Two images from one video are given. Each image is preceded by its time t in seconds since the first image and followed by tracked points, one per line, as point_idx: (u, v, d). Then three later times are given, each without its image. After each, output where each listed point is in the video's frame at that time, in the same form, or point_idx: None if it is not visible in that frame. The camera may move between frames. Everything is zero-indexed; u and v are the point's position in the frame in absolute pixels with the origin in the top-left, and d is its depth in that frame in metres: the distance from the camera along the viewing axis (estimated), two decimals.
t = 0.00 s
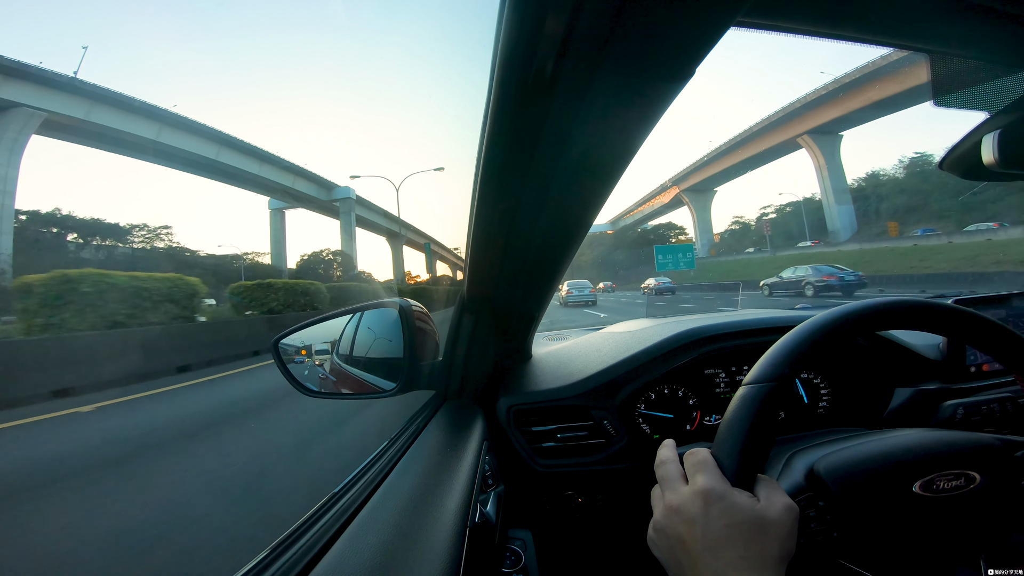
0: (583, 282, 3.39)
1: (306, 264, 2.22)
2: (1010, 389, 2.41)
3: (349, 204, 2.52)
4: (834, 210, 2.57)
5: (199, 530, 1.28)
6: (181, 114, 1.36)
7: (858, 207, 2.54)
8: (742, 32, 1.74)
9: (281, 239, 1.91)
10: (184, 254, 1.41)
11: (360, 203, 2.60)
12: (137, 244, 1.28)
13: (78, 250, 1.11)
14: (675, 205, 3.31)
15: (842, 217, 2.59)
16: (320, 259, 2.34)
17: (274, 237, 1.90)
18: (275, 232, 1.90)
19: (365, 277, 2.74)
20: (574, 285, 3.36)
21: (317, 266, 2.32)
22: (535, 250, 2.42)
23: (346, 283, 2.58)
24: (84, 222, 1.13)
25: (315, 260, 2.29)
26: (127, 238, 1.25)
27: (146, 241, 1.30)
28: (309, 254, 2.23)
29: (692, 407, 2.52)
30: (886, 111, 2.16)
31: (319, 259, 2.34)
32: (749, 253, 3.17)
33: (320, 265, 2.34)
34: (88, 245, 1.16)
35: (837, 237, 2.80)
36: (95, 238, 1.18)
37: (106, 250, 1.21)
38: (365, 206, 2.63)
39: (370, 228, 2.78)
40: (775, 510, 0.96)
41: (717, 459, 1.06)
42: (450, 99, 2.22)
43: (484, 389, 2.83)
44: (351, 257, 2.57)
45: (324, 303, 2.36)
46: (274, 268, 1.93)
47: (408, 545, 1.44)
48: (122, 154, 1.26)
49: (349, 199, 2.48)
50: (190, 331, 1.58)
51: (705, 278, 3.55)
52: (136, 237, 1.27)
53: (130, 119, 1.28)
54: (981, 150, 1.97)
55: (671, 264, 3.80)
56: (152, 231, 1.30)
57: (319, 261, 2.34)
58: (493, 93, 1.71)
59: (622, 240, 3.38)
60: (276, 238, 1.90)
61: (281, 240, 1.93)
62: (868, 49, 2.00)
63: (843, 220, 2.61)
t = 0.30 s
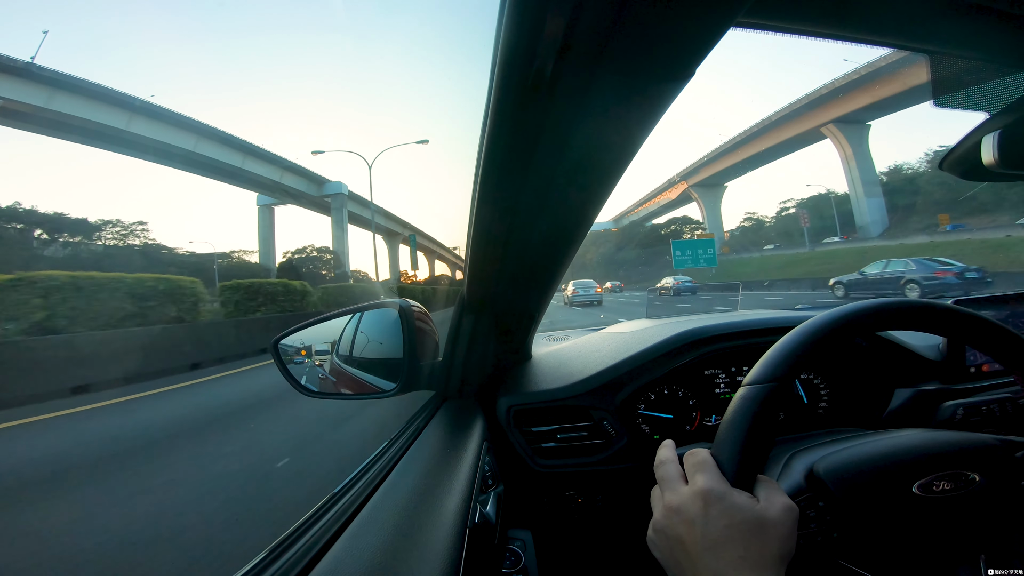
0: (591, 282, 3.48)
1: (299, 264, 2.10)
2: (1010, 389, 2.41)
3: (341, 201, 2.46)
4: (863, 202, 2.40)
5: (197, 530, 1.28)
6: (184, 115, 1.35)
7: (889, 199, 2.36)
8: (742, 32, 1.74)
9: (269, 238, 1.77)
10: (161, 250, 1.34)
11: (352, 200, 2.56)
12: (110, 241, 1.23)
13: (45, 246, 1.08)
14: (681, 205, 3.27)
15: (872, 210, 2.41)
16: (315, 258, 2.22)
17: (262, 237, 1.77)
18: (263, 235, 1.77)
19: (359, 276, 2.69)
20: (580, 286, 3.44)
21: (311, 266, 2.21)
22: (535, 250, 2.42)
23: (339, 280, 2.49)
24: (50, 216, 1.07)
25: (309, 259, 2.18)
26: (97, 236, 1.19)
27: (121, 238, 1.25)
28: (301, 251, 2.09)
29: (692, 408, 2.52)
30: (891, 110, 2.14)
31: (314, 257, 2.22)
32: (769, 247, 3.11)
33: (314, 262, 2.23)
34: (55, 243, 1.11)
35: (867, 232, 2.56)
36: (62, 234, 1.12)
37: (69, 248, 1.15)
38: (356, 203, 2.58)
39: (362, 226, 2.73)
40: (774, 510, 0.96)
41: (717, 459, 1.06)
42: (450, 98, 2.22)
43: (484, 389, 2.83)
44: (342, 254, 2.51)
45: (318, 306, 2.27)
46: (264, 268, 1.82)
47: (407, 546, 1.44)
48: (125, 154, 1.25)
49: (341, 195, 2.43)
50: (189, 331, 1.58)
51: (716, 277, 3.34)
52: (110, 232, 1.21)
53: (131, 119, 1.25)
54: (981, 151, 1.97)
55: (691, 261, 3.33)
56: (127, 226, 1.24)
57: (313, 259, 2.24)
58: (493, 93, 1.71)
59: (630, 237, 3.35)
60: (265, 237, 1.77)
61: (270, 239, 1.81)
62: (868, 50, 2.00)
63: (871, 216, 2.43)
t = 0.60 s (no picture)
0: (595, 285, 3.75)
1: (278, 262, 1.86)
2: (1009, 388, 2.42)
3: (334, 196, 2.24)
4: (897, 197, 2.32)
5: (198, 530, 1.28)
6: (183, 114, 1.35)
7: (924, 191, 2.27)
8: (743, 32, 1.74)
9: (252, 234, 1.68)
10: (135, 250, 1.28)
11: (346, 195, 2.31)
12: (78, 237, 1.18)
13: (6, 244, 0.99)
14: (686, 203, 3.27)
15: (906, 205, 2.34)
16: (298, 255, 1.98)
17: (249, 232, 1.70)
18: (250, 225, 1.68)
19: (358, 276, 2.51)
20: (583, 285, 3.54)
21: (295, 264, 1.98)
22: (535, 249, 2.42)
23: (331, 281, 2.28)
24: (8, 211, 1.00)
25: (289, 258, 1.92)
26: (65, 229, 1.15)
27: (92, 235, 1.20)
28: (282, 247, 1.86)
29: (692, 407, 2.52)
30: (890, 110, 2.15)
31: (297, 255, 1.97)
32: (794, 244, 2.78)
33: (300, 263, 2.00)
34: (17, 240, 1.03)
35: (902, 228, 2.47)
36: (23, 231, 1.05)
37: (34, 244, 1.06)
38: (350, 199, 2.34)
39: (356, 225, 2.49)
40: (774, 509, 0.96)
41: (717, 458, 1.06)
42: (450, 97, 2.22)
43: (484, 389, 2.83)
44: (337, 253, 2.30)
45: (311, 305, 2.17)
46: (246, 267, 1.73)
47: (408, 546, 1.44)
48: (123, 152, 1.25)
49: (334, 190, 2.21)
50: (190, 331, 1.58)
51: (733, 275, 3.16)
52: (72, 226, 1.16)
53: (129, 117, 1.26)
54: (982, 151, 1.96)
55: (715, 259, 3.21)
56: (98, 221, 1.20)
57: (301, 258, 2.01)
58: (493, 92, 1.70)
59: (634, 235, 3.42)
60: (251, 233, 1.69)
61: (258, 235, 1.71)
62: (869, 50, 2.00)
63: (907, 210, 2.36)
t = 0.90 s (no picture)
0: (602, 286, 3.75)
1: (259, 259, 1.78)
2: (1008, 388, 2.43)
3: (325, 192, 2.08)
4: (937, 188, 2.30)
5: (198, 530, 1.28)
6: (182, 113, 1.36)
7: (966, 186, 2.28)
8: (742, 32, 1.75)
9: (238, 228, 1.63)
10: (108, 246, 1.21)
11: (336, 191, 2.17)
12: (44, 232, 1.09)
13: None
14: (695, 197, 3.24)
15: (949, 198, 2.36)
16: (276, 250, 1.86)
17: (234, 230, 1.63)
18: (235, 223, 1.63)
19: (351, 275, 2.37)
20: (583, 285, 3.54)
21: (277, 264, 1.88)
22: (535, 249, 2.42)
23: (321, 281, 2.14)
24: None
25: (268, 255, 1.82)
26: (31, 224, 1.06)
27: (58, 231, 1.12)
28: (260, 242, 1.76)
29: (692, 407, 2.52)
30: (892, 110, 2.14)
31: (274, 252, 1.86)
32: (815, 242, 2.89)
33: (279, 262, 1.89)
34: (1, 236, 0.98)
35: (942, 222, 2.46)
36: None
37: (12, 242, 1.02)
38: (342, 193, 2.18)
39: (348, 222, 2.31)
40: (775, 505, 0.96)
41: (717, 456, 1.06)
42: (450, 98, 2.22)
43: (484, 389, 2.83)
44: (325, 252, 2.10)
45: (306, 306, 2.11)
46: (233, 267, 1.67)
47: (409, 546, 1.44)
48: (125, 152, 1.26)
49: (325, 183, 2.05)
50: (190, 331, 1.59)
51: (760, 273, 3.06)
52: (36, 223, 1.06)
53: (134, 118, 1.27)
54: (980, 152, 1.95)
55: (746, 254, 3.04)
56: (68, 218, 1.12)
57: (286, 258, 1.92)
58: (493, 92, 1.70)
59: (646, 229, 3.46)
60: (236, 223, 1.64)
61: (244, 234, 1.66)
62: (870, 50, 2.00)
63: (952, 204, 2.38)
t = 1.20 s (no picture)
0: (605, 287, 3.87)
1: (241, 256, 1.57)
2: (1008, 388, 2.43)
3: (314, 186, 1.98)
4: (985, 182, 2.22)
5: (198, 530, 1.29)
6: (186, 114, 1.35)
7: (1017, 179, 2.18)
8: (743, 32, 1.75)
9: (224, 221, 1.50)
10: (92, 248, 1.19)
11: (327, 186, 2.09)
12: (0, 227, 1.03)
13: None
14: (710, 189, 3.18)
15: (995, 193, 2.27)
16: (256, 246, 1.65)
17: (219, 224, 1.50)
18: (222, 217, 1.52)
19: (346, 276, 2.32)
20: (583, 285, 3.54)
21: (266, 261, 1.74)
22: (535, 249, 2.42)
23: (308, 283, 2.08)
24: None
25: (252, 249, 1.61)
26: None
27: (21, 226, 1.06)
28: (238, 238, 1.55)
29: (692, 407, 2.53)
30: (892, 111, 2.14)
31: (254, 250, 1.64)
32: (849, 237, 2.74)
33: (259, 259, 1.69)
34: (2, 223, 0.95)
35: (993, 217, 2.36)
36: None
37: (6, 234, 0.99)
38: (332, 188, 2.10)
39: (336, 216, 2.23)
40: (776, 502, 0.97)
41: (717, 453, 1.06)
42: (450, 98, 2.22)
43: (484, 389, 2.83)
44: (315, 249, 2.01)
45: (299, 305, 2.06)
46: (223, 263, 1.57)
47: (409, 546, 1.44)
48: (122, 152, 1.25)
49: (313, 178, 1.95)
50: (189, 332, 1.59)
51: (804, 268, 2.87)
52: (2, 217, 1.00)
53: (114, 110, 1.23)
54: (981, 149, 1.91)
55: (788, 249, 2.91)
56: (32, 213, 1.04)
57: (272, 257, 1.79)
58: (493, 92, 1.70)
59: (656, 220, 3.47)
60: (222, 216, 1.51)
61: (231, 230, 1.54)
62: (870, 50, 2.00)
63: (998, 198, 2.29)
